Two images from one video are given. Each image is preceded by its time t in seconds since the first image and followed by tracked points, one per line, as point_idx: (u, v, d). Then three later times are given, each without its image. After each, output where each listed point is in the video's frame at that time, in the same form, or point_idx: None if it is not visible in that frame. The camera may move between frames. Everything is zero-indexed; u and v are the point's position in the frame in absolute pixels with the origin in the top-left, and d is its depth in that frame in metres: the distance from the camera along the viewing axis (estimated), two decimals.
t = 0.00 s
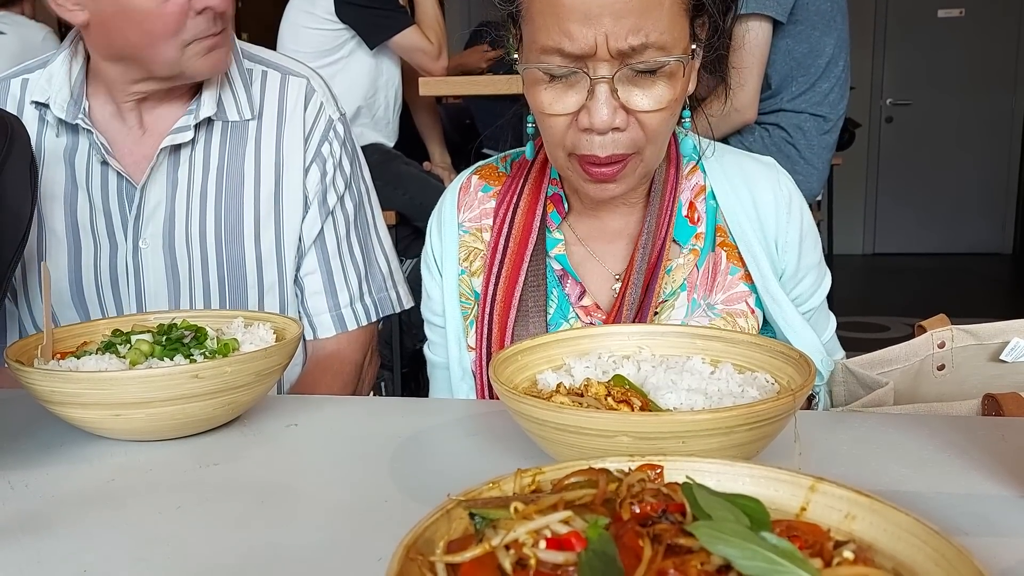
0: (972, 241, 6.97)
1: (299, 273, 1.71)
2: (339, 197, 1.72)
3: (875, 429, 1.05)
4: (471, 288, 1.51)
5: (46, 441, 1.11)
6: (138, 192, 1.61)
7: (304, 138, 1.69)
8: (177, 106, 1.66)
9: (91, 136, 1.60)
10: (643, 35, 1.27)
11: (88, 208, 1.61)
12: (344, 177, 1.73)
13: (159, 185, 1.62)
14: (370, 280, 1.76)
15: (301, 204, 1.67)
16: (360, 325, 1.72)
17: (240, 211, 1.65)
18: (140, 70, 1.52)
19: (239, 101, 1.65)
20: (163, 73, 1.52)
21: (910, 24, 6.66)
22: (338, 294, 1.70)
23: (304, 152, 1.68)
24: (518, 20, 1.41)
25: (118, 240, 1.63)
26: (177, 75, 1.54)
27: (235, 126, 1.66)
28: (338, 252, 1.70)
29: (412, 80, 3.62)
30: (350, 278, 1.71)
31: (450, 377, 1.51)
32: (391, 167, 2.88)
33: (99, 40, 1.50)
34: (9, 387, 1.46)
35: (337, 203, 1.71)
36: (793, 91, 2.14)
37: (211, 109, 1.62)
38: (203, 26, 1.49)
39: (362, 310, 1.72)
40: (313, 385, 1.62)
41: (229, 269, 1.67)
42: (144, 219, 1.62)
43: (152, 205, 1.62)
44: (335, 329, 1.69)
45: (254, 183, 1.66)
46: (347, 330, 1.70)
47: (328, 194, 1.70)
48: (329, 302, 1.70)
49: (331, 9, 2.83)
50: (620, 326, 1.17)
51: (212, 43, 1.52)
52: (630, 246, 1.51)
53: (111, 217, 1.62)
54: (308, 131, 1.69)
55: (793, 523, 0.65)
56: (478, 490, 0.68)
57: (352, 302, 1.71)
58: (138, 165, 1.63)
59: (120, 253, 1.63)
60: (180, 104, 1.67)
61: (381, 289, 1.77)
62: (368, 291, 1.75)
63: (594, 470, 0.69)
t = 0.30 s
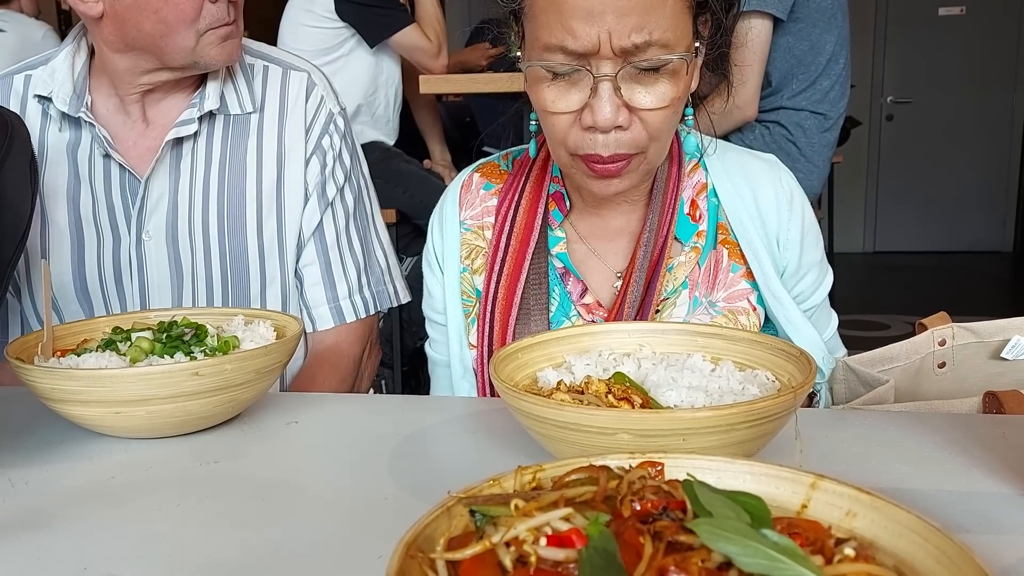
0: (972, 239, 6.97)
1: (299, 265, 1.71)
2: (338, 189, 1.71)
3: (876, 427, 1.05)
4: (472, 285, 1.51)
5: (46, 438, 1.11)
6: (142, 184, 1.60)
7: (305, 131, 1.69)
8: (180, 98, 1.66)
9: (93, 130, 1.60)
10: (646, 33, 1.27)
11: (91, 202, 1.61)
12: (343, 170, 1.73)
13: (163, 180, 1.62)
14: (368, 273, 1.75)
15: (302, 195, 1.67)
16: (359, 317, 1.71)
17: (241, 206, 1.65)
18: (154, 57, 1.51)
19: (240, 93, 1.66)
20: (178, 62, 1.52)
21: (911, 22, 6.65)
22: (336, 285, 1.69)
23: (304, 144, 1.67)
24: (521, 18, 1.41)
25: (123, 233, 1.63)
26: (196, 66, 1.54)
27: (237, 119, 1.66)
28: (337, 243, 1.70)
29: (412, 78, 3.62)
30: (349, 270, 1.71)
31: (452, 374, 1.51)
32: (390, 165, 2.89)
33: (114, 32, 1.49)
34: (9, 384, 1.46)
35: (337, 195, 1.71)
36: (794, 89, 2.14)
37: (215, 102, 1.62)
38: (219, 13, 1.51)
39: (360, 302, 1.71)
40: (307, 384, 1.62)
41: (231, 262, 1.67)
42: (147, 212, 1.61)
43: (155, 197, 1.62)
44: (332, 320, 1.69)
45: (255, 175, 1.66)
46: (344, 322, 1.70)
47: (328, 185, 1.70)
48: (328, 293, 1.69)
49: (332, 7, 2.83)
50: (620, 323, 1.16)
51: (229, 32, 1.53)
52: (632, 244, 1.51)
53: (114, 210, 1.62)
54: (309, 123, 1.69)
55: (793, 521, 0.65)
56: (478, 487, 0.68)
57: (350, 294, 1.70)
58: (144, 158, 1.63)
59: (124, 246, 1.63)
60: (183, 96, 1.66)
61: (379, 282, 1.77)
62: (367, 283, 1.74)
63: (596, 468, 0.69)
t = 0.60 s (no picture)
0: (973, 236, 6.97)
1: (298, 265, 1.71)
2: (338, 189, 1.71)
3: (878, 424, 1.04)
4: (474, 282, 1.51)
5: (46, 436, 1.11)
6: (138, 184, 1.60)
7: (304, 130, 1.68)
8: (177, 97, 1.66)
9: (89, 130, 1.59)
10: (645, 32, 1.27)
11: (88, 201, 1.61)
12: (343, 169, 1.73)
13: (159, 179, 1.62)
14: (368, 272, 1.75)
15: (301, 194, 1.67)
16: (359, 317, 1.71)
17: (240, 204, 1.65)
18: (138, 51, 1.50)
19: (238, 92, 1.65)
20: (161, 57, 1.51)
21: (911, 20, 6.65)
22: (336, 285, 1.70)
23: (302, 144, 1.67)
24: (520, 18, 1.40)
25: (118, 233, 1.63)
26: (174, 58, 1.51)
27: (235, 117, 1.66)
28: (337, 243, 1.70)
29: (412, 76, 3.61)
30: (349, 270, 1.71)
31: (453, 372, 1.51)
32: (391, 163, 2.88)
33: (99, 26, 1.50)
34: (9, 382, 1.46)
35: (336, 195, 1.71)
36: (795, 86, 2.13)
37: (210, 101, 1.62)
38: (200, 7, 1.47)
39: (360, 302, 1.71)
40: (309, 380, 1.62)
41: (230, 262, 1.67)
42: (144, 211, 1.62)
43: (152, 197, 1.62)
44: (333, 321, 1.69)
45: (253, 174, 1.65)
46: (345, 322, 1.70)
47: (328, 185, 1.70)
48: (328, 293, 1.69)
49: (332, 6, 2.82)
50: (622, 321, 1.16)
51: (211, 25, 1.50)
52: (633, 241, 1.50)
53: (111, 209, 1.62)
54: (308, 123, 1.69)
55: (794, 518, 0.65)
56: (478, 485, 0.68)
57: (351, 294, 1.70)
58: (138, 158, 1.62)
59: (120, 247, 1.63)
60: (179, 96, 1.66)
61: (379, 282, 1.77)
62: (367, 283, 1.74)
63: (596, 465, 0.69)
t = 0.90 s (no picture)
0: (973, 239, 6.97)
1: (296, 268, 1.71)
2: (335, 192, 1.71)
3: (879, 427, 1.04)
4: (475, 284, 1.51)
5: (46, 437, 1.11)
6: (131, 186, 1.60)
7: (300, 134, 1.68)
8: (172, 103, 1.65)
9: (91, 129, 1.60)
10: (643, 32, 1.27)
11: (85, 205, 1.61)
12: (340, 173, 1.73)
13: (154, 181, 1.62)
14: (367, 275, 1.76)
15: (297, 198, 1.66)
16: (358, 321, 1.71)
17: (236, 207, 1.65)
18: (80, 38, 1.46)
19: (233, 95, 1.65)
20: (93, 46, 1.45)
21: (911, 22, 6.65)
22: (335, 288, 1.70)
23: (298, 149, 1.67)
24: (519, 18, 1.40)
25: (115, 235, 1.63)
26: (104, 49, 1.45)
27: (231, 121, 1.66)
28: (335, 246, 1.70)
29: (412, 78, 3.61)
30: (347, 271, 1.71)
31: (453, 374, 1.51)
32: (391, 163, 2.90)
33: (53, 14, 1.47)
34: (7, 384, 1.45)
35: (333, 199, 1.71)
36: (795, 89, 2.13)
37: (204, 105, 1.61)
38: None
39: (358, 305, 1.72)
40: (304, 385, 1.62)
41: (225, 265, 1.67)
42: (139, 214, 1.62)
43: (147, 199, 1.62)
44: (331, 324, 1.68)
45: (249, 178, 1.65)
46: (342, 324, 1.69)
47: (325, 188, 1.70)
48: (326, 297, 1.69)
49: (331, 7, 2.82)
50: (622, 323, 1.16)
51: (131, 14, 1.40)
52: (633, 243, 1.50)
53: (107, 212, 1.62)
54: (304, 126, 1.69)
55: (795, 521, 0.65)
56: (478, 487, 0.68)
57: (349, 298, 1.71)
58: (134, 162, 1.63)
59: (116, 250, 1.63)
60: (174, 100, 1.65)
61: (378, 285, 1.77)
62: (366, 286, 1.75)
63: (597, 467, 0.69)
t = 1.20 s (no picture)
0: (973, 240, 6.97)
1: (294, 268, 1.71)
2: (333, 192, 1.71)
3: (878, 429, 1.04)
4: (475, 285, 1.51)
5: (46, 439, 1.11)
6: (129, 186, 1.60)
7: (296, 134, 1.68)
8: (170, 103, 1.65)
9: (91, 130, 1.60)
10: (642, 31, 1.27)
11: (84, 206, 1.61)
12: (337, 172, 1.73)
13: (152, 181, 1.62)
14: (366, 275, 1.76)
15: (294, 198, 1.66)
16: (358, 320, 1.72)
17: (234, 207, 1.65)
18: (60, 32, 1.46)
19: (228, 95, 1.65)
20: (74, 41, 1.45)
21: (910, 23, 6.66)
22: (333, 288, 1.70)
23: (294, 149, 1.67)
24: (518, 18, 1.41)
25: (113, 236, 1.63)
26: (82, 45, 1.45)
27: (228, 121, 1.66)
28: (333, 246, 1.70)
29: (412, 78, 3.61)
30: (345, 270, 1.71)
31: (453, 375, 1.51)
32: (390, 164, 2.89)
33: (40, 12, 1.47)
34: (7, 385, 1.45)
35: (331, 198, 1.71)
36: (795, 90, 2.14)
37: (200, 105, 1.62)
38: None
39: (357, 305, 1.72)
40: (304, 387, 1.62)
41: (223, 265, 1.67)
42: (137, 214, 1.61)
43: (145, 199, 1.61)
44: (330, 324, 1.69)
45: (247, 178, 1.65)
46: (342, 325, 1.70)
47: (322, 188, 1.70)
48: (325, 296, 1.69)
49: (331, 8, 2.82)
50: (621, 324, 1.16)
51: (108, 7, 1.40)
52: (633, 244, 1.50)
53: (105, 213, 1.62)
54: (300, 126, 1.69)
55: (794, 523, 0.65)
56: (479, 489, 0.67)
57: (347, 297, 1.71)
58: (133, 161, 1.63)
59: (115, 250, 1.63)
60: (170, 100, 1.65)
61: (377, 283, 1.77)
62: (364, 286, 1.75)
63: (596, 469, 0.69)
